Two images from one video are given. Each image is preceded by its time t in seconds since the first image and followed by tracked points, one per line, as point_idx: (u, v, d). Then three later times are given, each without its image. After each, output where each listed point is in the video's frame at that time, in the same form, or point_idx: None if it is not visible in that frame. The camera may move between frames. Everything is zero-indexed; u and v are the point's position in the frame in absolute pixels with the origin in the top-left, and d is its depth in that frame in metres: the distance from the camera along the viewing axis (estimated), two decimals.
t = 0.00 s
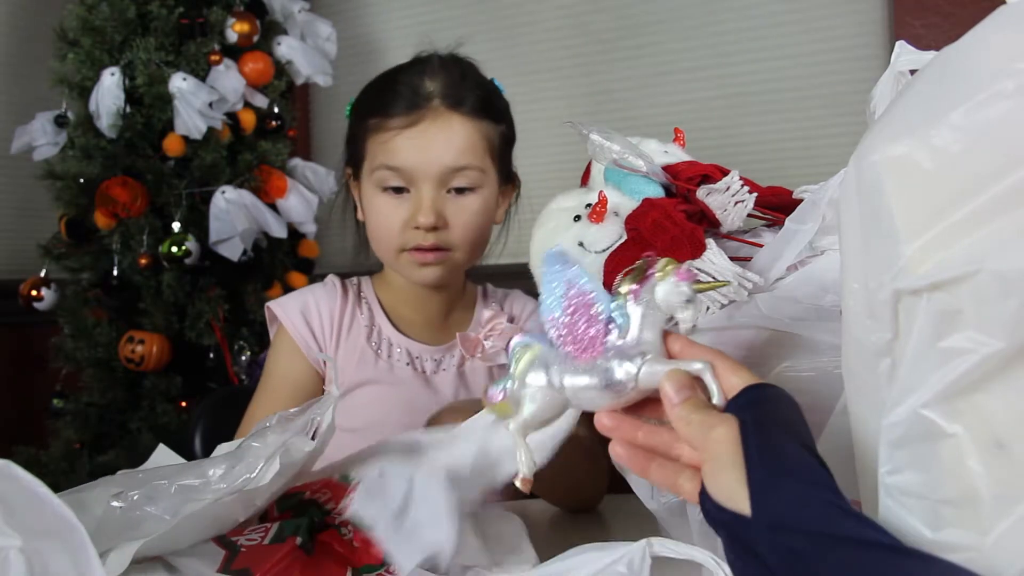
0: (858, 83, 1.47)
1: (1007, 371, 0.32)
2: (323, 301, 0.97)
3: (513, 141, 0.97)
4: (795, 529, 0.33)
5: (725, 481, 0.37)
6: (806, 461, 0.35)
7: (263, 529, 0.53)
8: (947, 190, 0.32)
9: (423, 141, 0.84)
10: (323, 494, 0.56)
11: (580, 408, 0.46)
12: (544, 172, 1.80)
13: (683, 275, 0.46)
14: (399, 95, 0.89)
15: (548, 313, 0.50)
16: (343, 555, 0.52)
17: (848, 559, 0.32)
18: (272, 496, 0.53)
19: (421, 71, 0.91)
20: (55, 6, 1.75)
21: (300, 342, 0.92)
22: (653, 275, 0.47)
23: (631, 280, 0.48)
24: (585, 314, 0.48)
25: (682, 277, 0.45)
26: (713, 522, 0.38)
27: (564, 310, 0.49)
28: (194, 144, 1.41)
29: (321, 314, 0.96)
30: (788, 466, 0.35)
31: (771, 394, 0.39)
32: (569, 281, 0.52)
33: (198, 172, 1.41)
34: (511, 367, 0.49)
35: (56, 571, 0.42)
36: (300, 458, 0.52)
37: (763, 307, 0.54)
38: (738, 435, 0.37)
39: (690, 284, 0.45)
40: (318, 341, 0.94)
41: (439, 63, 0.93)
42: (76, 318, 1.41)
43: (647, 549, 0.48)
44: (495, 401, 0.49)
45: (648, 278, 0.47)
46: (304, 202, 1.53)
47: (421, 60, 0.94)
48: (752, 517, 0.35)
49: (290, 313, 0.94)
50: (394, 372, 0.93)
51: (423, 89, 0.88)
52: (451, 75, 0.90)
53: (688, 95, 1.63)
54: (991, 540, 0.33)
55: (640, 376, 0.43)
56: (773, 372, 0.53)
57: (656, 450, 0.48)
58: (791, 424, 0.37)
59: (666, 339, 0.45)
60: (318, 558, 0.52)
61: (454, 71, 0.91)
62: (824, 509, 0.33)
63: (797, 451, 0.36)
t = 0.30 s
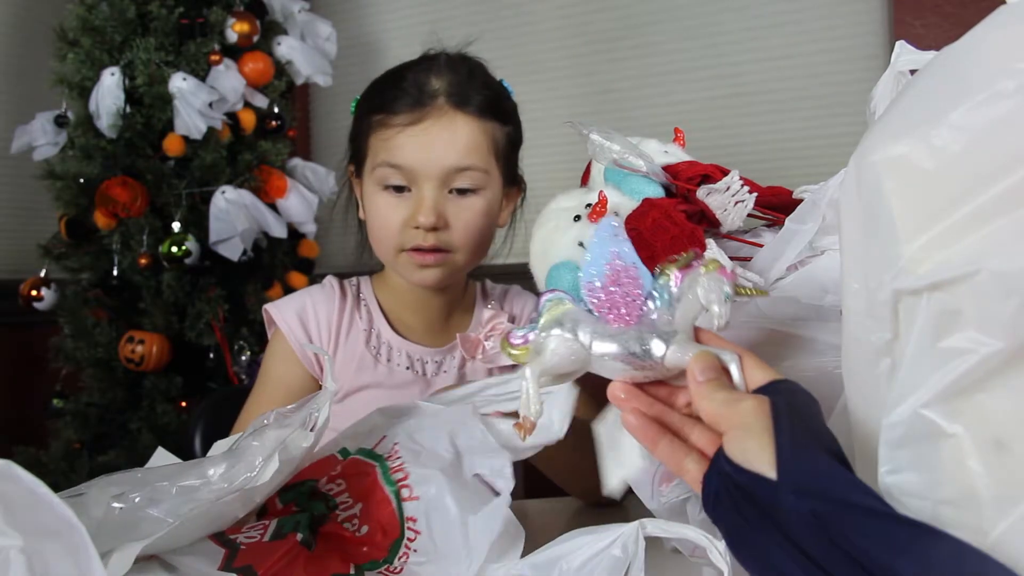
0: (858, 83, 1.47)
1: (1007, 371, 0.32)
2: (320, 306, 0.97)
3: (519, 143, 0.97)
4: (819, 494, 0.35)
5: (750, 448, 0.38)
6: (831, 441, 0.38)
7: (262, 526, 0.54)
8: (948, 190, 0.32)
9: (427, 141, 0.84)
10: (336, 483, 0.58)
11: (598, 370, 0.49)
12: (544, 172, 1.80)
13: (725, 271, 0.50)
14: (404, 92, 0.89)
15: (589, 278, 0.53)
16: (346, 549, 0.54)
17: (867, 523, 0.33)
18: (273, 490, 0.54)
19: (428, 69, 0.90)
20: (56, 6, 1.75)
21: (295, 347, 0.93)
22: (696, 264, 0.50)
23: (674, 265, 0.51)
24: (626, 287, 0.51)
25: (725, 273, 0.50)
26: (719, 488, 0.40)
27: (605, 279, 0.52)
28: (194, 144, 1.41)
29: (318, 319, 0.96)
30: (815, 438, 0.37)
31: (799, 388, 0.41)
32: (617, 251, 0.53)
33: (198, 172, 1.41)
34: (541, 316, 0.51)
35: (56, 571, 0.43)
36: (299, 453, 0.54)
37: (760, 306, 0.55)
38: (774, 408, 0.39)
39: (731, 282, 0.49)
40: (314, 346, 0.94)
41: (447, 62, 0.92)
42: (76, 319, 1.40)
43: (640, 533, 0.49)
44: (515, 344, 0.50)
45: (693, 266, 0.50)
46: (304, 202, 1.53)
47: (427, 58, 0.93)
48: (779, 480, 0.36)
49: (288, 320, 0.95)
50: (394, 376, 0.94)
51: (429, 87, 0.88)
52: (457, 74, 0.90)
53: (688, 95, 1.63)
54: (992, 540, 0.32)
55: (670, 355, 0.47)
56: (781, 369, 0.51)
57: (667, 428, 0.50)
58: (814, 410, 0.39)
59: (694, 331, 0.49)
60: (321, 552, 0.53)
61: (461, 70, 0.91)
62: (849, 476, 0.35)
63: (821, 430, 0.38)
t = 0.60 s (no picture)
0: (858, 83, 1.47)
1: (1007, 371, 0.32)
2: (319, 309, 0.97)
3: (527, 144, 0.96)
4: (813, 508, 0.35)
5: (745, 460, 0.38)
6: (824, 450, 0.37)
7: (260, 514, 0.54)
8: (948, 190, 0.33)
9: (438, 151, 0.83)
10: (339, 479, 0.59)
11: (599, 384, 0.50)
12: (544, 172, 1.79)
13: (718, 267, 0.48)
14: (412, 99, 0.88)
15: (582, 289, 0.52)
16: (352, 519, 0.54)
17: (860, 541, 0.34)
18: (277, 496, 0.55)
19: (437, 75, 0.89)
20: (55, 6, 1.75)
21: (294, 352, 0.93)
22: (688, 264, 0.49)
23: (665, 267, 0.49)
24: (619, 297, 0.50)
25: (716, 271, 0.48)
26: (726, 502, 0.40)
27: (598, 290, 0.51)
28: (194, 144, 1.41)
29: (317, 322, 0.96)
30: (810, 447, 0.37)
31: (796, 387, 0.41)
32: (607, 258, 0.52)
33: (198, 172, 1.41)
34: (537, 337, 0.52)
35: (56, 571, 0.43)
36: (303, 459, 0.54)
37: (761, 308, 0.55)
38: (766, 418, 0.39)
39: (725, 278, 0.48)
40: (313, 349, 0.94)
41: (455, 65, 0.91)
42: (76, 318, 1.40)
43: (643, 553, 0.53)
44: (516, 367, 0.51)
45: (684, 268, 0.49)
46: (304, 202, 1.53)
47: (434, 61, 0.92)
48: (772, 495, 0.36)
49: (286, 323, 0.95)
50: (395, 380, 0.94)
51: (438, 93, 0.87)
52: (466, 79, 0.89)
53: (688, 95, 1.63)
54: (992, 541, 0.33)
55: (666, 362, 0.46)
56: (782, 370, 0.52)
57: (671, 440, 0.49)
58: (813, 412, 0.39)
59: (693, 331, 0.48)
60: (328, 524, 0.53)
61: (470, 75, 0.90)
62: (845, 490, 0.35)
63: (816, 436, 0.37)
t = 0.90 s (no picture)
0: (858, 83, 1.47)
1: (1008, 371, 0.33)
2: (317, 310, 0.97)
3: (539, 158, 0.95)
4: (824, 498, 0.35)
5: (753, 451, 0.39)
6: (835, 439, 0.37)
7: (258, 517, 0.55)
8: (948, 190, 0.33)
9: (458, 176, 0.82)
10: (331, 472, 0.59)
11: (607, 374, 0.51)
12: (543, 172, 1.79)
13: (728, 259, 0.49)
14: (429, 116, 0.86)
15: (592, 278, 0.54)
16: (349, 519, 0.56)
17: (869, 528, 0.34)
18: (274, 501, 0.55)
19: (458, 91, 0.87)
20: (56, 6, 1.75)
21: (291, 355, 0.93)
22: (697, 254, 0.50)
23: (675, 257, 0.51)
24: (629, 287, 0.51)
25: (727, 262, 0.49)
26: (736, 496, 0.40)
27: (607, 280, 0.53)
28: (194, 144, 1.41)
29: (314, 325, 0.96)
30: (819, 436, 0.37)
31: (801, 379, 0.42)
32: (616, 247, 0.53)
33: (198, 172, 1.41)
34: (547, 326, 0.53)
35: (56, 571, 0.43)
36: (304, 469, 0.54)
37: (762, 308, 0.56)
38: (775, 410, 0.40)
39: (734, 270, 0.49)
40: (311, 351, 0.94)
41: (478, 82, 0.89)
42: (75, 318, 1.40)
43: (628, 551, 0.57)
44: (525, 358, 0.53)
45: (694, 258, 0.50)
46: (304, 202, 1.53)
47: (455, 74, 0.89)
48: (782, 486, 0.37)
49: (283, 324, 0.95)
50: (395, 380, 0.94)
51: (460, 115, 0.85)
52: (487, 98, 0.87)
53: (688, 95, 1.63)
54: (997, 539, 0.33)
55: (677, 352, 0.48)
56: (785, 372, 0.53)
57: (682, 437, 0.50)
58: (821, 404, 0.40)
59: (704, 322, 0.51)
60: (327, 526, 0.55)
61: (491, 92, 0.88)
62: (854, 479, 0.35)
63: (826, 426, 0.38)
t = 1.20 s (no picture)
0: (858, 83, 1.47)
1: (1008, 372, 0.33)
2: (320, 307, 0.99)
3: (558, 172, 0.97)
4: (830, 500, 0.35)
5: (759, 449, 0.39)
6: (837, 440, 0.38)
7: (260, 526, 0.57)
8: (947, 192, 0.33)
9: (483, 200, 0.84)
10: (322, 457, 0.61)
11: (612, 373, 0.52)
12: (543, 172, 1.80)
13: (733, 262, 0.50)
14: (457, 136, 0.87)
15: (597, 279, 0.53)
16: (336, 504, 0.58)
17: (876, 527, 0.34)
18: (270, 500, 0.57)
19: (489, 112, 0.88)
20: (55, 6, 1.75)
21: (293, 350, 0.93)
22: (703, 256, 0.51)
23: (681, 259, 0.51)
24: (634, 289, 0.52)
25: (732, 264, 0.50)
26: (740, 494, 0.40)
27: (612, 281, 0.53)
28: (194, 144, 1.41)
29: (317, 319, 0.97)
30: (823, 437, 0.37)
31: (803, 381, 0.43)
32: (622, 249, 0.53)
33: (198, 172, 1.41)
34: (552, 327, 0.53)
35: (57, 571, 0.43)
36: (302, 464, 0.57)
37: (762, 308, 0.56)
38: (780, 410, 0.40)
39: (740, 272, 0.50)
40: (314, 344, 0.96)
41: (509, 104, 0.89)
42: (76, 318, 1.40)
43: (630, 543, 0.56)
44: (531, 357, 0.54)
45: (699, 260, 0.51)
46: (304, 202, 1.53)
47: (487, 93, 0.90)
48: (786, 484, 0.37)
49: (287, 320, 0.96)
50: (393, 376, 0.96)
51: (491, 139, 0.86)
52: (515, 120, 0.88)
53: (688, 94, 1.63)
54: (999, 540, 0.33)
55: (682, 353, 0.48)
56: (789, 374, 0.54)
57: (687, 436, 0.51)
58: (824, 404, 0.40)
59: (709, 323, 0.52)
60: (315, 519, 0.57)
61: (519, 116, 0.89)
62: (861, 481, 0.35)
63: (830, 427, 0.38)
